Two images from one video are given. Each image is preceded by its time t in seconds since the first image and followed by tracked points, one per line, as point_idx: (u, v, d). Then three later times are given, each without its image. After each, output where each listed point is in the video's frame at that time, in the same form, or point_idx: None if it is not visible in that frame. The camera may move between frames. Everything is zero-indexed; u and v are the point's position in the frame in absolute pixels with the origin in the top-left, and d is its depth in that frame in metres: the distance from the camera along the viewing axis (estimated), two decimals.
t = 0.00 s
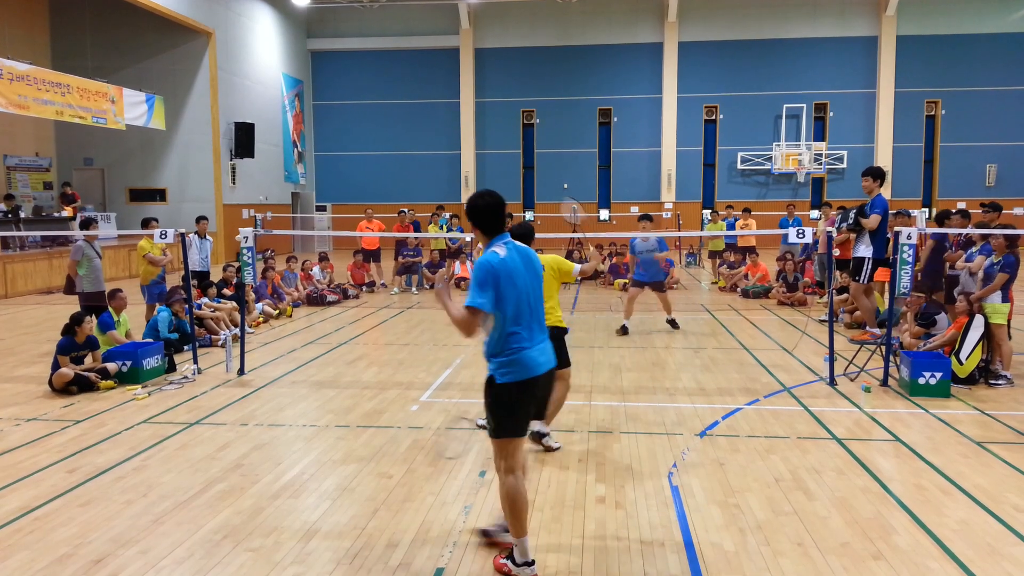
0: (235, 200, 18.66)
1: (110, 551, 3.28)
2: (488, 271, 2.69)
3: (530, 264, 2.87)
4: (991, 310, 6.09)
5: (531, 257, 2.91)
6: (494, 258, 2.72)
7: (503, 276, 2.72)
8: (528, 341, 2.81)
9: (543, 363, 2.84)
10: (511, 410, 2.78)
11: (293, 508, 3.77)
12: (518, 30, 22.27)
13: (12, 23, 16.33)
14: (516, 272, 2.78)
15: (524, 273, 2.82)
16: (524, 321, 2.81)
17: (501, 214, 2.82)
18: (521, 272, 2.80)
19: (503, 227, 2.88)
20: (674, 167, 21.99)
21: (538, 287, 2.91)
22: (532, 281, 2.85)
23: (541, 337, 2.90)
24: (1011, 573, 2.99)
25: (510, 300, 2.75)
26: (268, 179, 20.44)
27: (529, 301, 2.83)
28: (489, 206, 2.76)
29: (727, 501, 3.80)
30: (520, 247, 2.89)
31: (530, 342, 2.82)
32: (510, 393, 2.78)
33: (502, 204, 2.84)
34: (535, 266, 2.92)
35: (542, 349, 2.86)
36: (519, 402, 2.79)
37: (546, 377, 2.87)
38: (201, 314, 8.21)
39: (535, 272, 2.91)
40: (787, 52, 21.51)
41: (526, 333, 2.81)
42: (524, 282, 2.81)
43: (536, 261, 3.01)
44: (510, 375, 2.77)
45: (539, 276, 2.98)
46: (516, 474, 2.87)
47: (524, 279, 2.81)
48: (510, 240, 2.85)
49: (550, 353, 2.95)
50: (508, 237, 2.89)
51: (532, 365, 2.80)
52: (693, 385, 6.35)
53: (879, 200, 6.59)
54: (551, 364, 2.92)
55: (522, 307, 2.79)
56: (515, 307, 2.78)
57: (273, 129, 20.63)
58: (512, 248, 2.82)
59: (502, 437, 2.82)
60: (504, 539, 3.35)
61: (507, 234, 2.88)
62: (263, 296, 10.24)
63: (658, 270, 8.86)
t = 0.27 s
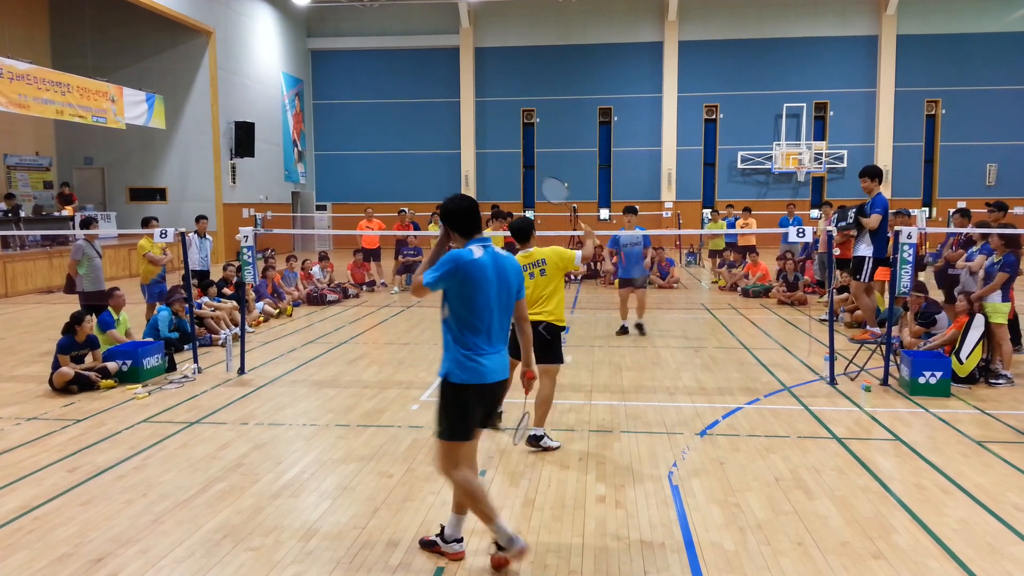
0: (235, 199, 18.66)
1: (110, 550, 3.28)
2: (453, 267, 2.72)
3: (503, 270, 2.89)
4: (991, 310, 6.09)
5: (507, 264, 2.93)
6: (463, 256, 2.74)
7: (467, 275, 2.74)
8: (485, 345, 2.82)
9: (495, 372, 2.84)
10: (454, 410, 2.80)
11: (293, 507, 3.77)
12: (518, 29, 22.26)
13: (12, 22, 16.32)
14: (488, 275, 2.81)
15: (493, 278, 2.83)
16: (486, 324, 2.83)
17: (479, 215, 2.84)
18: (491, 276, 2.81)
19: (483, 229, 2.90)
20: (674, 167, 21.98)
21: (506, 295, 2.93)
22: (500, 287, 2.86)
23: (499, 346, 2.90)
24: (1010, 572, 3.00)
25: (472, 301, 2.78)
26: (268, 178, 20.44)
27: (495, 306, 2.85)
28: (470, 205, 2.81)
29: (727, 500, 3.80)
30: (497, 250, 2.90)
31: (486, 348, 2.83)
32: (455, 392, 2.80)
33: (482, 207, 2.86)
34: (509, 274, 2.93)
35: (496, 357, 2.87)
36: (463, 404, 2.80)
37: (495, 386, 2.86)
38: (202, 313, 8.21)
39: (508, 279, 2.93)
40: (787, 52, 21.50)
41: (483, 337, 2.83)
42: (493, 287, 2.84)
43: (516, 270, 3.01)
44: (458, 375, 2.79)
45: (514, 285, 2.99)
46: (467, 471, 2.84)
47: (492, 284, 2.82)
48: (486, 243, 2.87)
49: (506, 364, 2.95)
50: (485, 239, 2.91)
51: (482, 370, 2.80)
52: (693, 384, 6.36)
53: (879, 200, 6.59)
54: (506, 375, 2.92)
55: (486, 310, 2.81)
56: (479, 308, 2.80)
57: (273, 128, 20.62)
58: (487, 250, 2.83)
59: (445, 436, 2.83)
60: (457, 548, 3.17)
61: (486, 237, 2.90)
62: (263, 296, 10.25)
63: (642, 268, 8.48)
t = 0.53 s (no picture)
0: (236, 201, 18.68)
1: (111, 553, 3.28)
2: (413, 260, 2.82)
3: (474, 268, 2.89)
4: (992, 311, 6.09)
5: (480, 262, 2.92)
6: (427, 249, 2.83)
7: (427, 269, 2.82)
8: (447, 341, 2.85)
9: (458, 368, 2.84)
10: (413, 404, 2.85)
11: (293, 509, 3.77)
12: (518, 31, 22.28)
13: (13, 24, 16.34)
14: (453, 271, 2.84)
15: (460, 275, 2.86)
16: (450, 319, 2.86)
17: (454, 213, 2.90)
18: (457, 272, 2.84)
19: (461, 226, 2.95)
20: (674, 168, 21.99)
21: (478, 293, 2.91)
22: (469, 284, 2.87)
23: (466, 344, 2.89)
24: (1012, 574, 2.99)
25: (436, 295, 2.84)
26: (269, 180, 20.45)
27: (461, 302, 2.87)
28: (442, 203, 2.88)
29: (728, 502, 3.80)
30: (470, 248, 2.93)
31: (448, 343, 2.85)
32: (419, 386, 2.86)
33: (460, 204, 2.91)
34: (483, 272, 2.92)
35: (461, 354, 2.86)
36: (425, 398, 2.85)
37: (458, 384, 2.85)
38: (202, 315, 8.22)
39: (482, 278, 2.91)
40: (787, 53, 21.51)
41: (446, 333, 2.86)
42: (459, 283, 2.86)
43: (495, 269, 2.98)
44: (420, 368, 2.85)
45: (491, 284, 2.96)
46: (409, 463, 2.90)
47: (458, 279, 2.85)
48: (457, 241, 2.90)
49: (478, 366, 2.91)
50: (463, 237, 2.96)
51: (441, 366, 2.83)
52: (693, 386, 6.35)
53: (880, 201, 6.60)
54: (476, 374, 2.89)
55: (449, 305, 2.84)
56: (442, 303, 2.84)
57: (274, 130, 20.64)
58: (456, 246, 2.87)
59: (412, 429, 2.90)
60: (457, 551, 3.15)
61: (460, 235, 2.93)
62: (263, 298, 10.25)
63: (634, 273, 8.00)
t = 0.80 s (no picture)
0: (236, 203, 18.69)
1: (111, 554, 3.29)
2: (378, 270, 2.89)
3: (437, 270, 2.85)
4: (993, 312, 6.09)
5: (446, 262, 2.86)
6: (389, 257, 2.88)
7: (390, 278, 2.86)
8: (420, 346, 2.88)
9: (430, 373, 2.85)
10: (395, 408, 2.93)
11: (294, 510, 3.77)
12: (518, 32, 22.30)
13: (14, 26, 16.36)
14: (413, 275, 2.83)
15: (422, 279, 2.83)
16: (419, 324, 2.87)
17: (417, 217, 2.88)
18: (419, 276, 2.83)
19: (430, 227, 2.92)
20: (675, 170, 22.00)
21: (445, 294, 2.86)
22: (434, 286, 2.84)
23: (437, 347, 2.88)
24: None
25: (402, 302, 2.87)
26: (269, 181, 20.46)
27: (426, 307, 2.86)
28: (403, 208, 2.89)
29: (728, 503, 3.80)
30: (437, 249, 2.88)
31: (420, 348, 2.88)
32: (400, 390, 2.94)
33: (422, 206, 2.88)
34: (447, 271, 2.85)
35: (431, 358, 2.87)
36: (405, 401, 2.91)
37: (431, 388, 2.86)
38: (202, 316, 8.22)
39: (446, 278, 2.85)
40: (787, 54, 21.51)
41: (417, 337, 2.90)
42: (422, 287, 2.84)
43: (465, 266, 2.89)
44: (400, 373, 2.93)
45: (461, 283, 2.88)
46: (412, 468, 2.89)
47: (421, 284, 2.84)
48: (421, 244, 2.88)
49: (452, 369, 2.88)
50: (433, 239, 2.92)
51: (412, 371, 2.87)
52: (694, 387, 6.35)
53: (879, 201, 6.59)
54: (452, 376, 2.87)
55: (415, 310, 2.86)
56: (410, 309, 2.87)
57: (274, 131, 20.64)
58: (419, 250, 2.86)
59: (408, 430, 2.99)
60: (456, 539, 3.19)
61: (426, 237, 2.91)
62: (264, 299, 10.26)
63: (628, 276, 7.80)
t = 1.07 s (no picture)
0: (237, 204, 18.70)
1: (111, 555, 3.28)
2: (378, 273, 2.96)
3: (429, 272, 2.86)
4: (994, 313, 6.08)
5: (437, 263, 2.87)
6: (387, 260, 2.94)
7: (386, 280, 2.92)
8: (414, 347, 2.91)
9: (423, 375, 2.87)
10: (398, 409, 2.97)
11: (294, 511, 3.77)
12: (518, 33, 22.32)
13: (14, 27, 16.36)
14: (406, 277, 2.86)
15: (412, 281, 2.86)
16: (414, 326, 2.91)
17: (411, 219, 2.91)
18: (409, 278, 2.86)
19: (425, 229, 2.93)
20: (674, 170, 22.00)
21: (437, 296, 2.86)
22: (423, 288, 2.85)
23: (428, 349, 2.89)
24: None
25: (398, 303, 2.92)
26: (269, 182, 20.46)
27: (419, 309, 2.88)
28: (399, 210, 2.93)
29: (728, 504, 3.79)
30: (428, 251, 2.89)
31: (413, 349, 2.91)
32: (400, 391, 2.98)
33: (416, 209, 2.90)
34: (439, 272, 2.86)
35: (422, 360, 2.88)
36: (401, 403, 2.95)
37: (422, 390, 2.87)
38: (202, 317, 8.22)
39: (438, 279, 2.86)
40: (787, 55, 21.52)
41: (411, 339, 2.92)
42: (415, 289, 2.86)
43: (455, 267, 2.87)
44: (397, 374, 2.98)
45: (451, 284, 2.86)
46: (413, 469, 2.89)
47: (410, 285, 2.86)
48: (417, 245, 2.90)
49: (442, 371, 2.87)
50: (428, 241, 2.94)
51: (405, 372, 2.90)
52: (694, 389, 6.34)
53: (879, 202, 6.59)
54: (446, 379, 2.87)
55: (410, 313, 2.90)
56: (405, 311, 2.91)
57: (274, 132, 20.64)
58: (411, 252, 2.88)
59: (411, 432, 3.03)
60: (491, 536, 3.32)
61: (423, 239, 2.92)
62: (264, 300, 10.26)
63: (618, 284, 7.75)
